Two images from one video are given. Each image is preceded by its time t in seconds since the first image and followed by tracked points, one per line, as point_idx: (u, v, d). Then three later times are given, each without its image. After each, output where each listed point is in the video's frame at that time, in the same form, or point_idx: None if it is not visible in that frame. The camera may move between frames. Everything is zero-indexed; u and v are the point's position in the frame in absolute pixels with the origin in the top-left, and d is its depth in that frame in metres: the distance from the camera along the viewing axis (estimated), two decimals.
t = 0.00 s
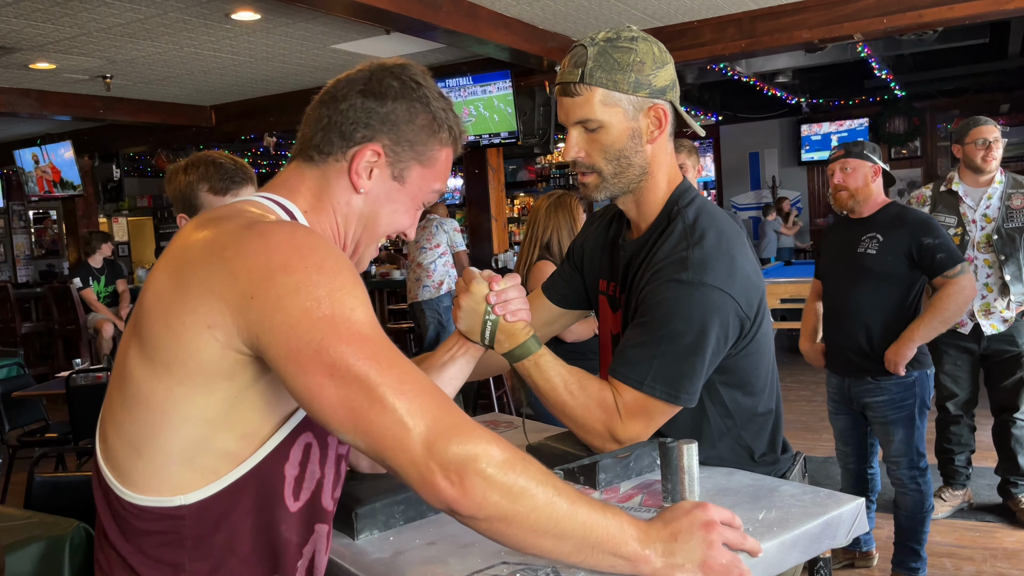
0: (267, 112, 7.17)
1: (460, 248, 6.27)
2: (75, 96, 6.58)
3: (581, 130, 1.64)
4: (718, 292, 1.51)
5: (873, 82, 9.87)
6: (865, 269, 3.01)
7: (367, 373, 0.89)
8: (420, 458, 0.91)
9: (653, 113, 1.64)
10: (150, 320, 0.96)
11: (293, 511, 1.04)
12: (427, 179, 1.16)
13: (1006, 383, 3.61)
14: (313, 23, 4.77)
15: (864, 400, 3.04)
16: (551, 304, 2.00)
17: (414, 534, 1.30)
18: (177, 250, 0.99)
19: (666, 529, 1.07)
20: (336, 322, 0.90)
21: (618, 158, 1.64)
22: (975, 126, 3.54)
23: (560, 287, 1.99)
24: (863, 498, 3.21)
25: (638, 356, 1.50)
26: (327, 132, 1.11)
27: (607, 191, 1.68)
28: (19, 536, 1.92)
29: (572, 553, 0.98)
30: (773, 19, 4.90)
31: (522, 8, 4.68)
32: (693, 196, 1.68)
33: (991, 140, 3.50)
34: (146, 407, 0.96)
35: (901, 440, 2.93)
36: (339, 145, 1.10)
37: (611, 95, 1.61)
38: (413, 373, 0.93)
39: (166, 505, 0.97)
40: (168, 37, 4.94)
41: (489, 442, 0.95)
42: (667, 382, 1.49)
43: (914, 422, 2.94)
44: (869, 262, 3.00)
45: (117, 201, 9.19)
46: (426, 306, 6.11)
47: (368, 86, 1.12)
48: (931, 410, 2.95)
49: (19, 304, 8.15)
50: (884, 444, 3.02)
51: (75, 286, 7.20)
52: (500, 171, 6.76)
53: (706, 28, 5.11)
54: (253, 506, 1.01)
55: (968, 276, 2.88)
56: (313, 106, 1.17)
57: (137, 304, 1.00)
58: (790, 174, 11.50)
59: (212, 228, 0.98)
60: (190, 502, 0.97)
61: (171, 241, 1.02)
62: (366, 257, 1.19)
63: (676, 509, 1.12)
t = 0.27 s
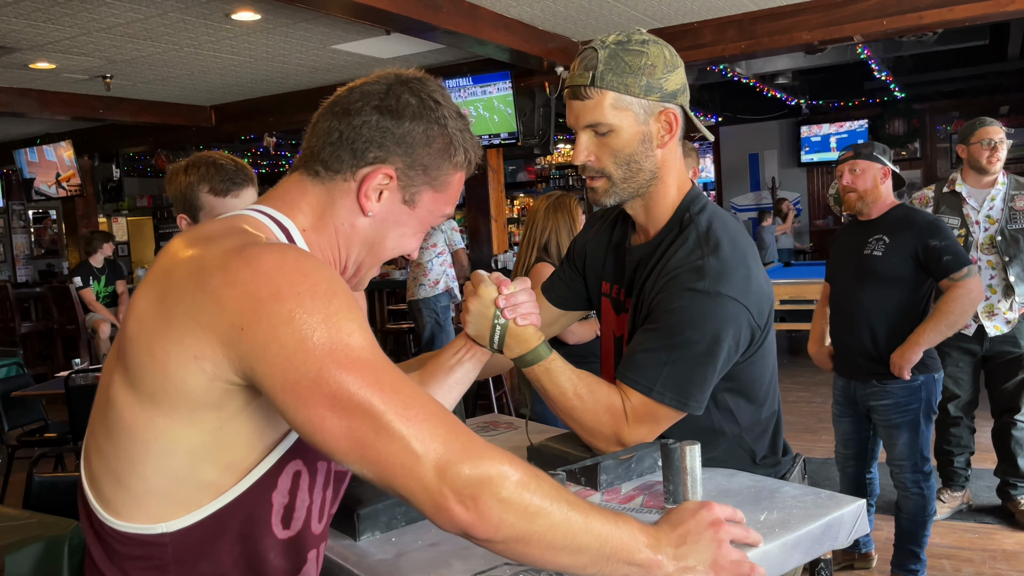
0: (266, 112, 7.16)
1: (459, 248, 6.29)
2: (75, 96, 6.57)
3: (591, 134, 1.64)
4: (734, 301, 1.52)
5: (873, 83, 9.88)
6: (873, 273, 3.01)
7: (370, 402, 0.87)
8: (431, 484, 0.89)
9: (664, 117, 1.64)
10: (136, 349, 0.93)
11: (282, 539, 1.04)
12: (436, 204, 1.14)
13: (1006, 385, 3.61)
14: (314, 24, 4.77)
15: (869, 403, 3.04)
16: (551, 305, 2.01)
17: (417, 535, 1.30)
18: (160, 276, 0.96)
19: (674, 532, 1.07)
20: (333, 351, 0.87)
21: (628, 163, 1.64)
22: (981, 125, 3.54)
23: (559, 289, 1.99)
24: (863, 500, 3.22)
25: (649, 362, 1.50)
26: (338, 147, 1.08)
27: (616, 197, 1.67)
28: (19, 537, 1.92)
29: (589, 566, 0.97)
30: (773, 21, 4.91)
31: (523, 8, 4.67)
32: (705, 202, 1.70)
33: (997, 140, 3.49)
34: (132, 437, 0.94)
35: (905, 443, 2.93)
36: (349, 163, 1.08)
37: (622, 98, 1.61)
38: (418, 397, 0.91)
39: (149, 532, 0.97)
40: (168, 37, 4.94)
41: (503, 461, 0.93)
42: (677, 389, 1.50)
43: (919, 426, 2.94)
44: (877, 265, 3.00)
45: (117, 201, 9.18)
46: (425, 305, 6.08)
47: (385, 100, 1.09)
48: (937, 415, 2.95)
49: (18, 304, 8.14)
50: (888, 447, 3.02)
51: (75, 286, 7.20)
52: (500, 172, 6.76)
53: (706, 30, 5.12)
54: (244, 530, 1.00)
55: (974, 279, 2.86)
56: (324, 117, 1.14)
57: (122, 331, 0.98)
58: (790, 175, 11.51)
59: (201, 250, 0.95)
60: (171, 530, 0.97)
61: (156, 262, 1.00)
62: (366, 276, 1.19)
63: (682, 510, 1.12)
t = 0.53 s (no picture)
0: (266, 112, 7.16)
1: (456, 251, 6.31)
2: (74, 96, 6.57)
3: (613, 142, 1.69)
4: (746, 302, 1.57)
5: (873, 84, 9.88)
6: (880, 277, 3.01)
7: (368, 416, 0.87)
8: (432, 497, 0.89)
9: (685, 126, 1.69)
10: (138, 351, 0.94)
11: (276, 548, 1.03)
12: (466, 221, 1.12)
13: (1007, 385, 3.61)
14: (314, 24, 4.77)
15: (874, 407, 3.04)
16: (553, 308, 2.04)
17: (415, 534, 1.31)
18: (164, 282, 0.97)
19: (676, 532, 1.06)
20: (329, 366, 0.86)
21: (649, 171, 1.68)
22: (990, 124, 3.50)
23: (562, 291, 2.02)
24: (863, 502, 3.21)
25: (666, 359, 1.55)
26: (370, 158, 1.06)
27: (635, 203, 1.71)
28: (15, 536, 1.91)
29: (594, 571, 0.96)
30: (774, 21, 4.91)
31: (522, 9, 4.68)
32: (719, 209, 1.75)
33: (1007, 138, 3.46)
34: (131, 436, 0.95)
35: (911, 448, 2.93)
36: (378, 178, 1.07)
37: (644, 107, 1.65)
38: (418, 411, 0.91)
39: (143, 521, 0.96)
40: (168, 37, 4.94)
41: (504, 472, 0.93)
42: (690, 388, 1.54)
43: (925, 431, 2.94)
44: (883, 269, 2.99)
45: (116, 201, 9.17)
46: (425, 304, 6.04)
47: (419, 112, 1.07)
48: (944, 421, 2.94)
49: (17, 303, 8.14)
50: (893, 451, 3.02)
51: (74, 286, 7.19)
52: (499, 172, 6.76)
53: (706, 30, 5.11)
54: (240, 531, 0.99)
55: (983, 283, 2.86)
56: (356, 123, 1.12)
57: (127, 332, 0.99)
58: (789, 176, 11.52)
59: (204, 258, 0.96)
60: (164, 521, 0.96)
61: (164, 268, 1.00)
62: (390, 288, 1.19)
63: (682, 510, 1.13)
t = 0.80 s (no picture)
0: (265, 112, 7.16)
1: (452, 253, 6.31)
2: (74, 95, 6.57)
3: (636, 153, 1.76)
4: (770, 306, 1.70)
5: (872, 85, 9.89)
6: (885, 278, 3.02)
7: (359, 443, 0.85)
8: (424, 523, 0.87)
9: (705, 138, 1.78)
10: (157, 347, 0.97)
11: (276, 539, 1.03)
12: (497, 240, 1.13)
13: (1008, 386, 3.61)
14: (314, 23, 4.77)
15: (876, 408, 3.04)
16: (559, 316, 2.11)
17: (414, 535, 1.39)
18: (187, 286, 0.99)
19: (678, 530, 1.06)
20: (319, 394, 0.85)
21: (671, 181, 1.76)
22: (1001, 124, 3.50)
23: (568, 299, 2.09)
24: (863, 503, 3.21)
25: (687, 358, 1.63)
26: (409, 172, 1.06)
27: (655, 212, 1.79)
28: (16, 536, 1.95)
29: None
30: (774, 22, 4.90)
31: (522, 9, 4.68)
32: (737, 223, 1.85)
33: (1019, 137, 3.46)
34: (143, 426, 0.97)
35: (912, 449, 2.93)
36: (415, 192, 1.07)
37: (668, 120, 1.73)
38: (416, 436, 0.89)
39: (155, 488, 0.97)
40: (168, 36, 4.93)
41: (500, 490, 0.92)
42: (708, 387, 1.63)
43: (926, 432, 2.93)
44: (890, 269, 3.00)
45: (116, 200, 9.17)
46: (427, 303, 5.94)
47: (459, 133, 1.07)
48: (946, 423, 2.93)
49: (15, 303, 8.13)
50: (894, 452, 3.02)
51: (72, 285, 7.18)
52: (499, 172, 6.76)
53: (706, 30, 5.11)
54: (240, 519, 0.99)
55: (988, 286, 2.85)
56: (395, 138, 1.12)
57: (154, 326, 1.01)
58: (789, 177, 11.52)
59: (220, 269, 0.97)
60: (175, 493, 0.97)
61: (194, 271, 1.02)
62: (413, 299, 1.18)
63: (685, 508, 1.13)
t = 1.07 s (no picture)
0: (265, 111, 7.15)
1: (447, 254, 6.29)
2: (74, 95, 6.56)
3: (620, 165, 1.81)
4: (755, 298, 1.74)
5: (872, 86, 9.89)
6: (888, 278, 3.02)
7: (358, 437, 0.85)
8: (422, 520, 0.87)
9: (684, 149, 1.83)
10: (160, 341, 0.97)
11: (271, 533, 1.03)
12: (502, 244, 1.12)
13: (1008, 388, 3.61)
14: (314, 23, 4.76)
15: (877, 407, 3.04)
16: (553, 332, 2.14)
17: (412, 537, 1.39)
18: (194, 282, 1.00)
19: (680, 528, 1.06)
20: (319, 391, 0.85)
21: (655, 190, 1.81)
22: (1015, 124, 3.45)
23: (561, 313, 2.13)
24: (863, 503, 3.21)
25: (679, 349, 1.67)
26: (420, 174, 1.06)
27: (639, 220, 1.84)
28: (16, 535, 1.95)
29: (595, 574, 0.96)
30: (774, 22, 4.90)
31: (522, 9, 4.67)
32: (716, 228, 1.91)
33: None
34: (146, 417, 0.98)
35: (912, 449, 2.92)
36: (425, 196, 1.07)
37: (649, 132, 1.79)
38: (417, 432, 0.89)
39: (155, 475, 0.97)
40: (168, 35, 4.93)
41: (496, 491, 0.91)
42: (701, 377, 1.68)
43: (927, 432, 2.93)
44: (892, 270, 3.00)
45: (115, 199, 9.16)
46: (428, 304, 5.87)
47: (469, 140, 1.07)
48: (947, 424, 2.93)
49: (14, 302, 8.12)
50: (895, 452, 3.02)
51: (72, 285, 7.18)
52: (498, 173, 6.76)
53: (706, 31, 5.11)
54: (237, 511, 0.99)
55: (994, 288, 2.88)
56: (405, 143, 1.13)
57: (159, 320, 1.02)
58: (788, 177, 11.52)
59: (227, 267, 0.97)
60: (175, 480, 0.96)
61: (203, 268, 1.03)
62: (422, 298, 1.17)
63: (687, 507, 1.13)
